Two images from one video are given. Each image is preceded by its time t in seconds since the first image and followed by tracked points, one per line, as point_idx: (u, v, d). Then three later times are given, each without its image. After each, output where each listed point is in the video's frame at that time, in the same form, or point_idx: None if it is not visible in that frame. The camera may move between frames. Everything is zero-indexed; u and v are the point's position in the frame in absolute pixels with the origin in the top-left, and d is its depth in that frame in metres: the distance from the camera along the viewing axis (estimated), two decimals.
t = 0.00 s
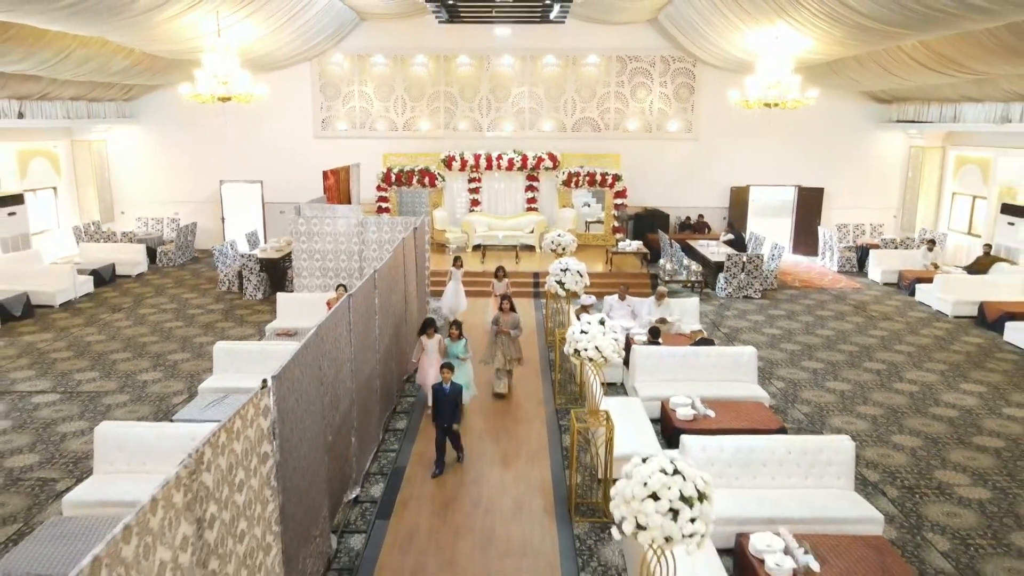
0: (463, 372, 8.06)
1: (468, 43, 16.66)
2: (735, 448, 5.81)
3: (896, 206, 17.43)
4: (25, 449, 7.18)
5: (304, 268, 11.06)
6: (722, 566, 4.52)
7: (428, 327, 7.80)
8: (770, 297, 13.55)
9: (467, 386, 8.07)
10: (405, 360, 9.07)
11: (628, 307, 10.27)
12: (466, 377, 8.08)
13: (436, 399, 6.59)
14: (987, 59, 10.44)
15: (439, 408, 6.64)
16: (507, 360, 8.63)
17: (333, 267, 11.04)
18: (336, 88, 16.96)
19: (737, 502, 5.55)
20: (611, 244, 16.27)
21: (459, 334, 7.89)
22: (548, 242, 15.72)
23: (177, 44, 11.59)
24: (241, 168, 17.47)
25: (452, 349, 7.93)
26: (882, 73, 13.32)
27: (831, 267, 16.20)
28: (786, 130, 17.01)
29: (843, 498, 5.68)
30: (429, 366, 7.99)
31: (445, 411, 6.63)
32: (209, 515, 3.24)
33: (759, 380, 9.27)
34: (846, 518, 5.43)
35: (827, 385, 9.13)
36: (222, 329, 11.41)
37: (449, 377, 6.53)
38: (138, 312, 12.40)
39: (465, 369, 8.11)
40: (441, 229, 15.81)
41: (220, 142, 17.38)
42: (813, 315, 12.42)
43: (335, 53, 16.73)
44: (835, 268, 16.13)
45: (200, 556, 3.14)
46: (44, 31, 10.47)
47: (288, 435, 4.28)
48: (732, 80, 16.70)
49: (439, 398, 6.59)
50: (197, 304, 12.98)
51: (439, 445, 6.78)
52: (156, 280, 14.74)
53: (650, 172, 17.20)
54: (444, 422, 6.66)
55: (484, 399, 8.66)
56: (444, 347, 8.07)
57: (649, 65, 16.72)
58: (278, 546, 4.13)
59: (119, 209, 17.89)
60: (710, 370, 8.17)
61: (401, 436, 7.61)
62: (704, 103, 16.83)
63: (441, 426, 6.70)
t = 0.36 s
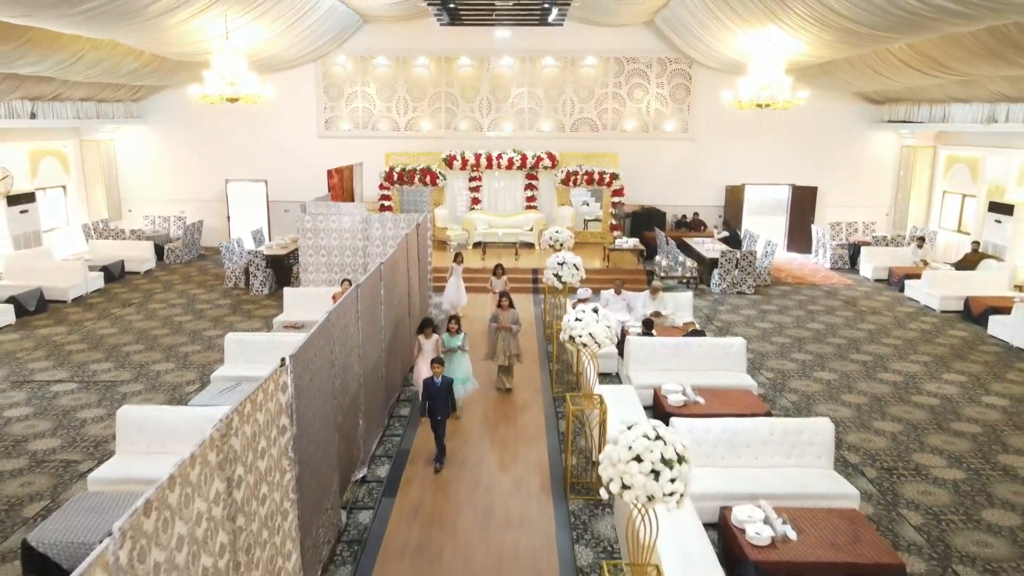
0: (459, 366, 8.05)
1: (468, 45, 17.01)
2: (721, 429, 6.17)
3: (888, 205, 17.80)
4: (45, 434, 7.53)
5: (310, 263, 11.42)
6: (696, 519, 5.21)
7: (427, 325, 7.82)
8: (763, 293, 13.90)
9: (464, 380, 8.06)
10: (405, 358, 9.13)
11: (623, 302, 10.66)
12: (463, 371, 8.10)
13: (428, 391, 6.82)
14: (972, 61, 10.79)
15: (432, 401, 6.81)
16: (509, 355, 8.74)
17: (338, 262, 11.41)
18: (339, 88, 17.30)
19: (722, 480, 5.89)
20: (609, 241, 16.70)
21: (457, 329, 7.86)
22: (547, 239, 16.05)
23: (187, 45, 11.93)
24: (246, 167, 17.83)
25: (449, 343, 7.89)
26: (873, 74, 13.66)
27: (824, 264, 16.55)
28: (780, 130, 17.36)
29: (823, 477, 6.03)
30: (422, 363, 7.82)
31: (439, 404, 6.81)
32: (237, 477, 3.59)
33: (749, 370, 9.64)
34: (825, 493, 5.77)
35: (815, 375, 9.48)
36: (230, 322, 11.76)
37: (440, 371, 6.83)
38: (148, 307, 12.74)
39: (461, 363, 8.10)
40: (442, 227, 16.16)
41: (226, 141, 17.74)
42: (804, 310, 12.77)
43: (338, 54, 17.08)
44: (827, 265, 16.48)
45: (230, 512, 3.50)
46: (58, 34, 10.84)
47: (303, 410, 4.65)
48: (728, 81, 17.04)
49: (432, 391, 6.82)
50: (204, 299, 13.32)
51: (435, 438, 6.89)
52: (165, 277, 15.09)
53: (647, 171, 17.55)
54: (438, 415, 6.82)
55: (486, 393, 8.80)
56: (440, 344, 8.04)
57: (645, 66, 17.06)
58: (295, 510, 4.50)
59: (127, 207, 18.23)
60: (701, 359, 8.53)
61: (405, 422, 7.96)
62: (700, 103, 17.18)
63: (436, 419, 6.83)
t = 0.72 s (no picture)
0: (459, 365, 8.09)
1: (469, 46, 17.36)
2: (709, 414, 6.52)
3: (880, 204, 18.14)
4: (65, 420, 7.87)
5: (316, 259, 11.76)
6: (682, 488, 5.77)
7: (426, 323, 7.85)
8: (757, 289, 14.24)
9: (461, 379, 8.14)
10: (406, 355, 9.24)
11: (619, 296, 11.04)
12: (459, 371, 8.08)
13: (423, 385, 6.95)
14: (958, 64, 11.13)
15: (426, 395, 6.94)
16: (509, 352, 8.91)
17: (344, 258, 11.75)
18: (342, 88, 17.63)
19: (708, 461, 6.24)
20: (606, 239, 17.11)
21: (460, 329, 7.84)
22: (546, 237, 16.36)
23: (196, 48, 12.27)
24: (251, 166, 18.17)
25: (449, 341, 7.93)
26: (863, 76, 14.01)
27: (817, 261, 16.90)
28: (775, 130, 17.70)
29: (806, 458, 6.37)
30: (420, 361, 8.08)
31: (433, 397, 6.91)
32: (260, 445, 3.94)
33: (740, 362, 9.99)
34: (807, 472, 6.12)
35: (804, 366, 9.82)
36: (238, 317, 12.11)
37: (435, 366, 6.89)
38: (158, 301, 13.09)
39: (459, 364, 8.08)
40: (443, 225, 16.51)
41: (231, 141, 18.08)
42: (796, 304, 13.12)
43: (342, 55, 17.41)
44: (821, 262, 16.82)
45: (254, 476, 3.84)
46: (71, 37, 11.18)
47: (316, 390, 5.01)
48: (723, 82, 17.38)
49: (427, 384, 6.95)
50: (212, 294, 13.67)
51: (430, 430, 7.08)
52: (172, 273, 15.43)
53: (644, 170, 17.89)
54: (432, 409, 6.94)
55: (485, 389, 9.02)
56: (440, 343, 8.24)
57: (642, 67, 17.39)
58: (309, 481, 4.86)
59: (134, 206, 18.57)
60: (693, 350, 8.87)
61: (409, 409, 8.31)
62: (696, 104, 17.53)
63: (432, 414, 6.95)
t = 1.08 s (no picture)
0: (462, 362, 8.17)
1: (469, 48, 17.71)
2: (698, 399, 6.86)
3: (873, 202, 18.50)
4: (83, 408, 8.22)
5: (321, 255, 12.11)
6: (671, 467, 6.12)
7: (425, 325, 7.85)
8: (750, 285, 14.59)
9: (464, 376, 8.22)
10: (409, 348, 9.56)
11: (616, 291, 11.38)
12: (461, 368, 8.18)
13: (418, 376, 7.14)
14: (944, 66, 11.49)
15: (423, 387, 7.13)
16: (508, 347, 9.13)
17: (348, 254, 12.10)
18: (345, 89, 17.98)
19: (697, 443, 6.58)
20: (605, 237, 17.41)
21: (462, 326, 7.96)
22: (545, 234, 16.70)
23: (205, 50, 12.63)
24: (255, 165, 18.52)
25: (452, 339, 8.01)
26: (854, 77, 14.37)
27: (811, 259, 17.25)
28: (769, 130, 18.04)
29: (790, 440, 6.72)
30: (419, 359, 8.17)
31: (428, 390, 7.12)
32: (278, 419, 4.27)
33: (732, 354, 10.34)
34: (790, 454, 6.45)
35: (793, 358, 10.18)
36: (245, 311, 12.45)
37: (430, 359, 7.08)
38: (166, 297, 13.44)
39: (460, 361, 8.17)
40: (445, 223, 16.87)
41: (237, 141, 18.42)
42: (788, 300, 13.47)
43: (345, 57, 17.76)
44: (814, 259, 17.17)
45: (274, 447, 4.19)
46: (84, 40, 11.53)
47: (327, 373, 5.35)
48: (719, 82, 17.72)
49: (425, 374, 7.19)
50: (219, 290, 14.02)
51: (429, 420, 7.34)
52: (179, 270, 15.78)
53: (642, 169, 18.24)
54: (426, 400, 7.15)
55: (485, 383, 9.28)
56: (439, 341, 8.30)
57: (640, 68, 17.74)
58: (321, 457, 5.20)
59: (140, 204, 18.92)
60: (685, 341, 9.22)
61: (413, 398, 8.65)
62: (693, 105, 17.87)
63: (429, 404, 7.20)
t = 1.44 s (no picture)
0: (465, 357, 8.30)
1: (470, 50, 18.04)
2: (688, 386, 7.19)
3: (867, 201, 18.83)
4: (100, 397, 8.57)
5: (326, 251, 12.47)
6: (662, 450, 6.45)
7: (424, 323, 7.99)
8: (744, 281, 14.93)
9: (468, 370, 8.35)
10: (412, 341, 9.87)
11: (612, 286, 11.71)
12: (466, 363, 8.34)
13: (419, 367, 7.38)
14: (931, 67, 11.83)
15: (424, 377, 7.38)
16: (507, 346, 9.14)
17: (352, 250, 12.46)
18: (348, 90, 18.32)
19: (687, 428, 6.92)
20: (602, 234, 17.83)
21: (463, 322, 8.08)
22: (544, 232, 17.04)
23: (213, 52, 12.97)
24: (260, 165, 18.85)
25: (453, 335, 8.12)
26: (844, 78, 14.73)
27: (805, 256, 17.59)
28: (764, 129, 18.37)
29: (776, 425, 7.06)
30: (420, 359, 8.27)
31: (426, 381, 7.37)
32: (294, 397, 4.62)
33: (725, 347, 10.69)
34: (776, 437, 6.79)
35: (784, 351, 10.52)
36: (252, 306, 12.79)
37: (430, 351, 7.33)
38: (175, 293, 13.79)
39: (463, 356, 8.33)
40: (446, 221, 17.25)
41: (241, 140, 18.76)
42: (781, 296, 13.81)
43: (348, 58, 18.09)
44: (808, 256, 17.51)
45: (291, 422, 4.54)
46: (95, 42, 11.85)
47: (338, 358, 5.69)
48: (715, 83, 18.05)
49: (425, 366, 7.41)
50: (225, 286, 14.36)
51: (429, 409, 7.61)
52: (186, 267, 16.13)
53: (639, 168, 18.58)
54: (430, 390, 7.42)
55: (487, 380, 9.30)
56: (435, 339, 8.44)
57: (637, 69, 18.08)
58: (332, 436, 5.55)
59: (147, 203, 19.26)
60: (678, 334, 9.56)
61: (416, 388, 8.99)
62: (689, 105, 18.21)
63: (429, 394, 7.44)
